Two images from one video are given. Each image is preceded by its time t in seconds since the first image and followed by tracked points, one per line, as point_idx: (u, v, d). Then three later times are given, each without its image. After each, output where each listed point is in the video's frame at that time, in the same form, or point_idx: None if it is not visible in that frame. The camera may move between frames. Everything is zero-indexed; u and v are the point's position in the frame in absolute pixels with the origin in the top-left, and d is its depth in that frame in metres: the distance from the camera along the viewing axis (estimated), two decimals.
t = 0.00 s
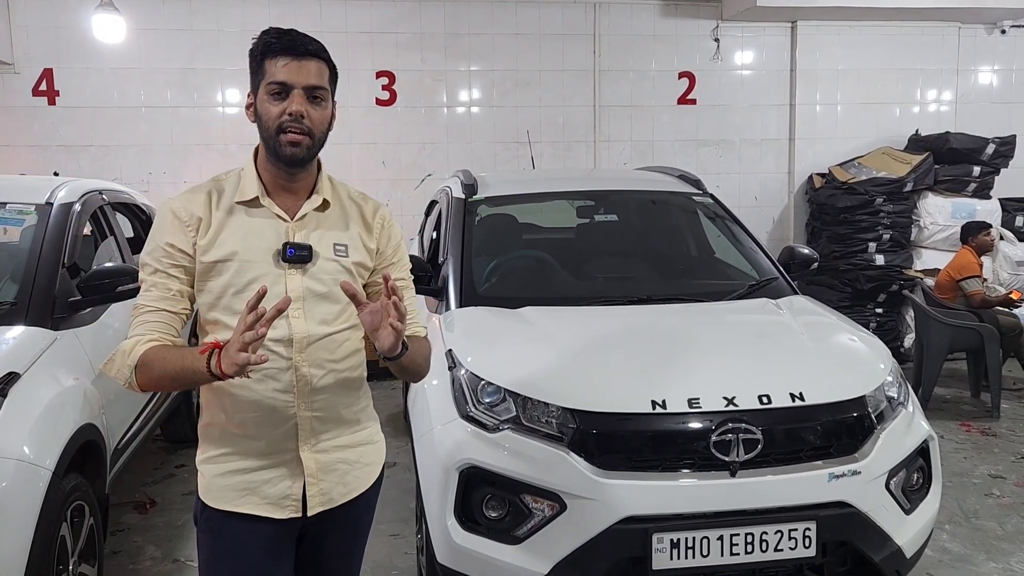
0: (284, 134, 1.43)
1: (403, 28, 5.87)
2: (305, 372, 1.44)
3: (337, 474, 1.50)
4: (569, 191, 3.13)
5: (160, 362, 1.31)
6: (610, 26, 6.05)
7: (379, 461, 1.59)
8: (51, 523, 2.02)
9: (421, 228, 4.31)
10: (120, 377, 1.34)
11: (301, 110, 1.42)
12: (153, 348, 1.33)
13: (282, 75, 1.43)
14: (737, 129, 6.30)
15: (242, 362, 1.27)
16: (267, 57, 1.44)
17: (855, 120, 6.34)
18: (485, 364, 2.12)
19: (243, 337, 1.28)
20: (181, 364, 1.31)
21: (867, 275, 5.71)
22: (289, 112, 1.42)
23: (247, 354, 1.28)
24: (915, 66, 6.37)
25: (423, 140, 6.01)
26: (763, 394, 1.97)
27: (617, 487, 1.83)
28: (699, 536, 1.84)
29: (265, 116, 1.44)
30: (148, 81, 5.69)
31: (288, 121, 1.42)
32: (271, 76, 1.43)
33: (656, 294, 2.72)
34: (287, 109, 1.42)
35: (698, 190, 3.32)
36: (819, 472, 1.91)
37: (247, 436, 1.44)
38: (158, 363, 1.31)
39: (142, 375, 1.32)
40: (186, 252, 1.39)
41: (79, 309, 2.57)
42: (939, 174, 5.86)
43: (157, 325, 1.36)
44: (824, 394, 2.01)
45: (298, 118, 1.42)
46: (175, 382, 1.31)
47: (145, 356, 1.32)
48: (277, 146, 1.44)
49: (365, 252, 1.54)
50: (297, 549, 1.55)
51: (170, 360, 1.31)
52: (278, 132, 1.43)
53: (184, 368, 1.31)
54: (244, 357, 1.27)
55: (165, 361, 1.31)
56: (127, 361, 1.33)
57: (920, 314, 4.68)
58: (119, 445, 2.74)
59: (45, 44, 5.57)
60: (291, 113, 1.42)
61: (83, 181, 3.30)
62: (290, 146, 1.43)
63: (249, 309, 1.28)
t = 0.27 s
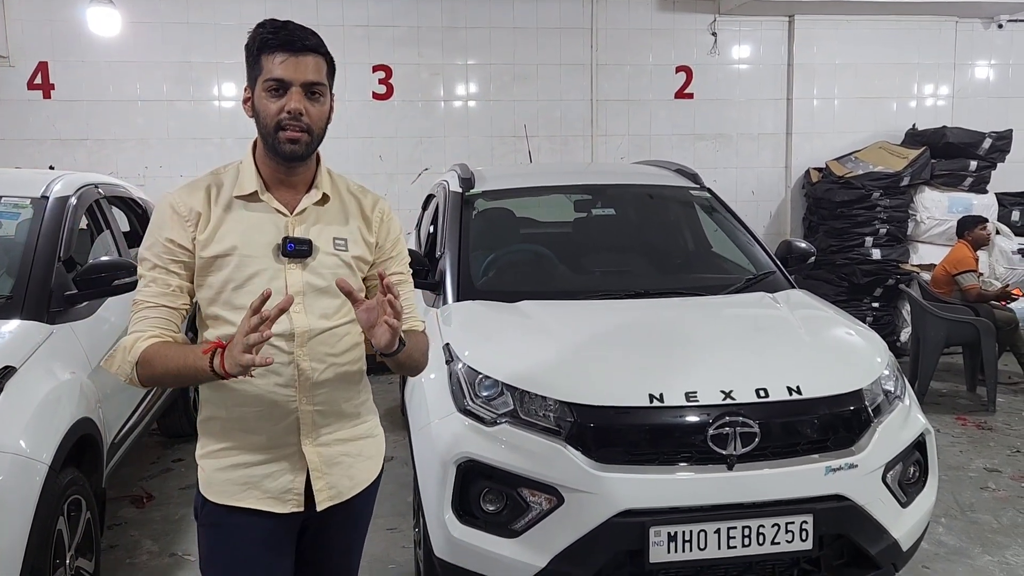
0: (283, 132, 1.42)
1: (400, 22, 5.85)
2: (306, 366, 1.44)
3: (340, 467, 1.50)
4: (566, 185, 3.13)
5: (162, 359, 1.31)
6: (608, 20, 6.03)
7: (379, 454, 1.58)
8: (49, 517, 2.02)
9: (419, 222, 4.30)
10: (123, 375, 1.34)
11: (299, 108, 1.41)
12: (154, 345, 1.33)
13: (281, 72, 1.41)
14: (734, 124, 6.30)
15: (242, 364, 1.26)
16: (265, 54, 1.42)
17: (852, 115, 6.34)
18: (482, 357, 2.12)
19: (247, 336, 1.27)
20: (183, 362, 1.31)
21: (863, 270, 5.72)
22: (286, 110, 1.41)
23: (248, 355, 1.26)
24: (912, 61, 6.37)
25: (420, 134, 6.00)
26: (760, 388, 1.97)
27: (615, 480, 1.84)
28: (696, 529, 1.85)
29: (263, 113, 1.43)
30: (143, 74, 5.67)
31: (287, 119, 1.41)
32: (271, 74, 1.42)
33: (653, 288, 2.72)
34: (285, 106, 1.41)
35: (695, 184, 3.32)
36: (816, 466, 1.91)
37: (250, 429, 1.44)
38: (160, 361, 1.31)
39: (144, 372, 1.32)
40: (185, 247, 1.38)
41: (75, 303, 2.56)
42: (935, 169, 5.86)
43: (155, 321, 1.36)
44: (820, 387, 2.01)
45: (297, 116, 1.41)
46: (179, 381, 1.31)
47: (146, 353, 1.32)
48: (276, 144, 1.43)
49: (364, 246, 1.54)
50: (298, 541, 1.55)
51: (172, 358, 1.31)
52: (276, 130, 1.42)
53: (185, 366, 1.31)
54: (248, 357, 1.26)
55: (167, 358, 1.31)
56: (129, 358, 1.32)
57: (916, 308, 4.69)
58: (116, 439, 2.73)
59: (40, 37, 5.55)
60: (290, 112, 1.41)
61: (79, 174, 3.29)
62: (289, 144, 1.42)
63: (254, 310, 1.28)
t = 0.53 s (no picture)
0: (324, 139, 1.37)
1: (396, 17, 5.84)
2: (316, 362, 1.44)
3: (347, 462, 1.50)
4: (563, 180, 3.12)
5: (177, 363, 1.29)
6: (604, 15, 6.02)
7: (378, 449, 1.59)
8: (45, 512, 2.02)
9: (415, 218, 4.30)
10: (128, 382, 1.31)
11: (345, 117, 1.37)
12: (160, 352, 1.31)
13: (319, 73, 1.34)
14: (731, 119, 6.30)
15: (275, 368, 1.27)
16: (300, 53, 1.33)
17: (849, 110, 6.35)
18: (479, 353, 2.12)
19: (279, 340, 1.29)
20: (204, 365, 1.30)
21: (860, 265, 5.72)
22: (332, 119, 1.36)
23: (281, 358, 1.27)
24: (909, 57, 6.37)
25: (416, 130, 5.99)
26: (757, 382, 1.97)
27: (612, 475, 1.84)
28: (692, 524, 1.85)
29: (300, 116, 1.34)
30: (139, 69, 5.64)
31: (334, 128, 1.36)
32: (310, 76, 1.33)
33: (650, 283, 2.72)
34: (331, 114, 1.36)
35: (692, 179, 3.32)
36: (812, 460, 1.92)
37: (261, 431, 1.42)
38: (176, 365, 1.29)
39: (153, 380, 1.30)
40: (184, 248, 1.35)
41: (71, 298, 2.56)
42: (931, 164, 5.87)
43: (155, 327, 1.34)
44: (817, 382, 2.02)
45: (343, 125, 1.37)
46: (198, 387, 1.30)
47: (152, 361, 1.30)
48: (316, 150, 1.37)
49: (358, 238, 1.54)
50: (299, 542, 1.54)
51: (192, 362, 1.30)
52: (318, 135, 1.36)
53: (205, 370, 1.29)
54: (281, 360, 1.27)
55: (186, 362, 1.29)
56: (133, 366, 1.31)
57: (912, 303, 4.70)
58: (112, 434, 2.73)
59: (34, 32, 5.52)
60: (335, 120, 1.36)
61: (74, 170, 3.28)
62: (331, 150, 1.37)
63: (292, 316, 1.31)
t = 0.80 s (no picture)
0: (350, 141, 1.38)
1: (392, 15, 5.83)
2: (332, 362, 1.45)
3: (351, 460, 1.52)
4: (559, 178, 3.13)
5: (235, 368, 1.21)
6: (600, 14, 6.03)
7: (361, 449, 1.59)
8: (40, 512, 2.01)
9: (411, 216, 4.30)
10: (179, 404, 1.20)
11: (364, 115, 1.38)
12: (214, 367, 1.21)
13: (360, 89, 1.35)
14: (727, 118, 6.30)
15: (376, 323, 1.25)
16: (332, 57, 1.29)
17: (844, 109, 6.36)
18: (476, 351, 2.12)
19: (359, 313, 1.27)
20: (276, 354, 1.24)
21: (855, 264, 5.73)
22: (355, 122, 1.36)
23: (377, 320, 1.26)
24: (904, 56, 6.39)
25: (412, 129, 5.98)
26: (752, 380, 1.98)
27: (608, 473, 1.84)
28: (688, 522, 1.86)
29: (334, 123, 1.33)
30: (134, 68, 5.63)
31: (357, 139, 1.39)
32: (346, 86, 1.32)
33: (646, 282, 2.73)
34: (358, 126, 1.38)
35: (688, 177, 3.32)
36: (807, 458, 1.92)
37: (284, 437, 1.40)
38: (241, 370, 1.21)
39: (213, 391, 1.21)
40: (218, 255, 1.24)
41: (66, 297, 2.55)
42: (927, 163, 5.89)
43: (192, 341, 1.22)
44: (812, 380, 2.02)
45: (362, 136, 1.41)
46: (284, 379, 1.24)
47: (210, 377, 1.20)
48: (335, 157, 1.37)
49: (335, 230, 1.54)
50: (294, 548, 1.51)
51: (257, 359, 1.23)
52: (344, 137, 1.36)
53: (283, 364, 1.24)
54: (385, 322, 1.25)
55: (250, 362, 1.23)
56: (189, 388, 1.19)
57: (907, 301, 4.72)
58: (108, 433, 2.73)
59: (29, 31, 5.50)
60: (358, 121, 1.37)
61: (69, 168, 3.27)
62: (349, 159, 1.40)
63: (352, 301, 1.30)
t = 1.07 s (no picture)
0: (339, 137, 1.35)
1: (389, 17, 5.84)
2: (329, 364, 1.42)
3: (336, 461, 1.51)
4: (555, 179, 3.13)
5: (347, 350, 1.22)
6: (597, 15, 6.03)
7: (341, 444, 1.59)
8: (38, 514, 2.02)
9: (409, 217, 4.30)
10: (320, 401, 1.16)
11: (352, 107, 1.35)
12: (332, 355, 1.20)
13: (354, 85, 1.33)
14: (723, 119, 6.32)
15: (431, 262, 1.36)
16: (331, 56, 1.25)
17: (841, 110, 6.37)
18: (473, 352, 2.12)
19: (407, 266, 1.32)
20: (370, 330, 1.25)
21: (851, 264, 5.75)
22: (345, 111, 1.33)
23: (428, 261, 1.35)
24: (900, 56, 6.40)
25: (409, 130, 5.99)
26: (748, 381, 1.98)
27: (605, 474, 1.85)
28: (685, 522, 1.86)
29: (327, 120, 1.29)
30: (130, 69, 5.63)
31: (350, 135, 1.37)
32: (342, 85, 1.29)
33: (642, 283, 2.73)
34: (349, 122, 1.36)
35: (684, 178, 3.33)
36: (804, 458, 1.93)
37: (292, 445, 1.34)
38: (359, 346, 1.23)
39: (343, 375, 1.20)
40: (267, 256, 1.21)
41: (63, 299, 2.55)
42: (923, 163, 5.90)
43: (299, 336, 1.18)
44: (808, 381, 2.03)
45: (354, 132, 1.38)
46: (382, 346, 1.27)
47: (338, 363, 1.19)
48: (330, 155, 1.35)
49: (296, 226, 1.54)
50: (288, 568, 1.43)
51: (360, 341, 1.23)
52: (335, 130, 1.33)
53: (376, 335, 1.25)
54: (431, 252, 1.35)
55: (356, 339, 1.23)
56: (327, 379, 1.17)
57: (904, 302, 4.73)
58: (105, 435, 2.73)
59: (25, 31, 5.50)
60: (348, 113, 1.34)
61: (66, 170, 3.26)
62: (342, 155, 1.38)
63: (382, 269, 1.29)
